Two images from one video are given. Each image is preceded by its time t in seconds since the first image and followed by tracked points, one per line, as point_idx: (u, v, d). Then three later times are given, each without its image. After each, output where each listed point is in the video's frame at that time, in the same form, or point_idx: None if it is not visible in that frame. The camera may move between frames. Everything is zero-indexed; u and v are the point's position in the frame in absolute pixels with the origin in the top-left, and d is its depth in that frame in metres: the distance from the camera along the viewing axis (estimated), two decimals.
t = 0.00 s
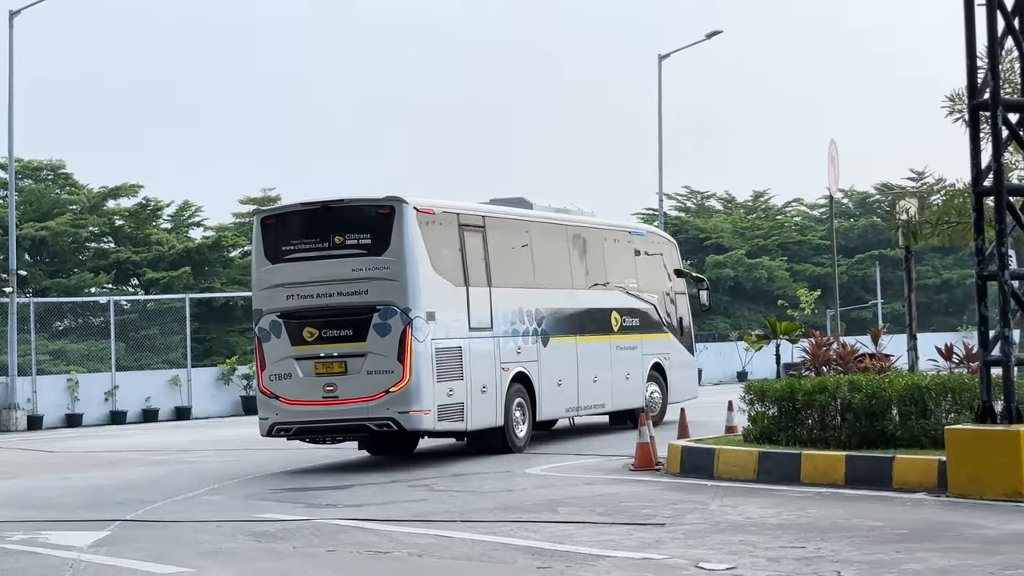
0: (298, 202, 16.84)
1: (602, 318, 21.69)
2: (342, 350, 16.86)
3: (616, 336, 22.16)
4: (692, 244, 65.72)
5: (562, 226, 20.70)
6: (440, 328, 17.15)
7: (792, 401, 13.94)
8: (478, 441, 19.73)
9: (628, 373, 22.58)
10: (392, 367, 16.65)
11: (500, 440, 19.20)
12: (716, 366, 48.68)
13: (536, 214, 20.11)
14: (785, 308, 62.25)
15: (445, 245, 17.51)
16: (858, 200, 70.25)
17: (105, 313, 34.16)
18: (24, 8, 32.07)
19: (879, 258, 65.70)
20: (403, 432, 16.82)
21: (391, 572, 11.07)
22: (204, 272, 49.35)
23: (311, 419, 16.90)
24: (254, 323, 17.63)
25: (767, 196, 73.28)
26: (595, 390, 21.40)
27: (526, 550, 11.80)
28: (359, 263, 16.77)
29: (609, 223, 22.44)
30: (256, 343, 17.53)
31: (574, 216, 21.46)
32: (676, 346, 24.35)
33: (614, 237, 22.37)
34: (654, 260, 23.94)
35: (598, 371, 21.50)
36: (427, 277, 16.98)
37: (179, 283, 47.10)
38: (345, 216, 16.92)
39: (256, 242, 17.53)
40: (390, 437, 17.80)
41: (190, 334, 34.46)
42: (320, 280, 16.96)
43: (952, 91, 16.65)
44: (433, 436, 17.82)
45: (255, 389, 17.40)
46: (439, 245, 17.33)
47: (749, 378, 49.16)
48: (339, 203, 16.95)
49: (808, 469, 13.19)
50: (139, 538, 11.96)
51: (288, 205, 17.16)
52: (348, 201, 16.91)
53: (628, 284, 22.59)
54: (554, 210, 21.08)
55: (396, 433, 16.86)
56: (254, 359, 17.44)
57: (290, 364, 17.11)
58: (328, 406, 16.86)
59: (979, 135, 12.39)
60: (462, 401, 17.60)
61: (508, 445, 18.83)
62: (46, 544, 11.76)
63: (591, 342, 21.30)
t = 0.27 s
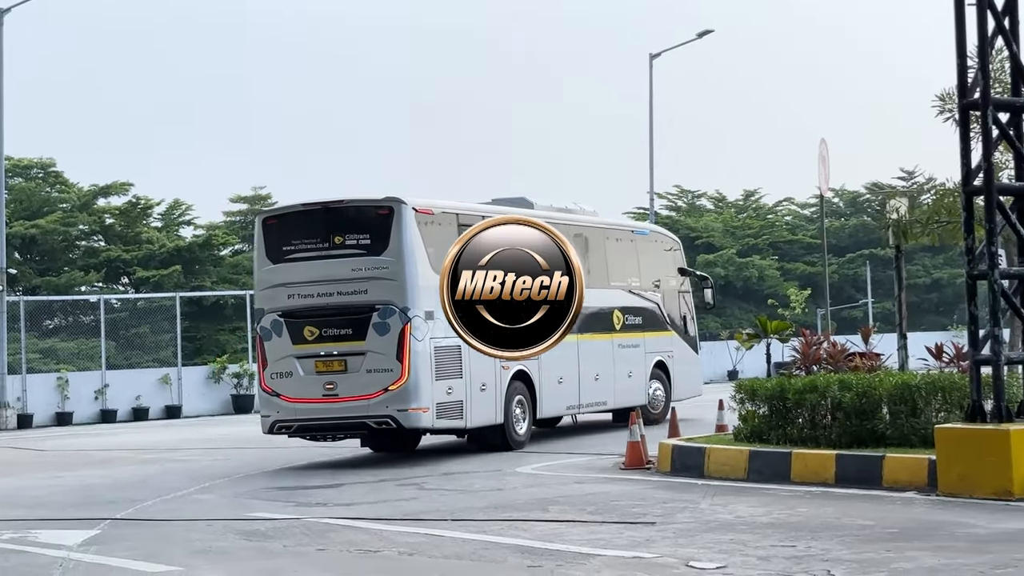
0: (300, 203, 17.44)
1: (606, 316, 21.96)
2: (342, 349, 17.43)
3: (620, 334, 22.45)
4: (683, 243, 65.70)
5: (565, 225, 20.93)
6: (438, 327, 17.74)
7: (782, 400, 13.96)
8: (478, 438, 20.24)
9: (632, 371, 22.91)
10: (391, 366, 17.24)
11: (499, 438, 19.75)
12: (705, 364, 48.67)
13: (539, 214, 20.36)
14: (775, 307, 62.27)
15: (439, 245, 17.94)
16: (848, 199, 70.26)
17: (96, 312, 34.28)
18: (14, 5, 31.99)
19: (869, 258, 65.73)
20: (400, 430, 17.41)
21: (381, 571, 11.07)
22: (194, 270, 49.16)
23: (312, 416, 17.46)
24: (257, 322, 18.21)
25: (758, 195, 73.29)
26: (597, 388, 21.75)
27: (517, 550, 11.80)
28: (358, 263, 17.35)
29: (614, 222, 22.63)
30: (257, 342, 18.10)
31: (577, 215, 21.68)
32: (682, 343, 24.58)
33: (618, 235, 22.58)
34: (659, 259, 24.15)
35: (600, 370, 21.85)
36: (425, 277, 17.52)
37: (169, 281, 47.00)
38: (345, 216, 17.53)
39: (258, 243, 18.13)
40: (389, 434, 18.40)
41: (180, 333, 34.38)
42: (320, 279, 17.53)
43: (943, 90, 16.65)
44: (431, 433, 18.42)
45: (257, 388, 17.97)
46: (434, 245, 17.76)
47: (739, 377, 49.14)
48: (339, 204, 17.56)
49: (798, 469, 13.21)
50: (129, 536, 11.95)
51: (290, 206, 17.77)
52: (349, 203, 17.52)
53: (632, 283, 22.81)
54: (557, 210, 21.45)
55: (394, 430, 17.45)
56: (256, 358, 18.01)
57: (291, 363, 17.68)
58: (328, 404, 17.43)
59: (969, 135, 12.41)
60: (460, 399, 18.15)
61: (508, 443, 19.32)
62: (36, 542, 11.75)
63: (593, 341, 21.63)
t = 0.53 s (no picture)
0: (302, 204, 18.13)
1: (607, 314, 22.55)
2: (341, 347, 18.09)
3: (622, 332, 23.02)
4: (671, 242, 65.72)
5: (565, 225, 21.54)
6: (437, 326, 18.44)
7: (769, 399, 13.96)
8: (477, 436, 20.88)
9: (634, 369, 23.49)
10: (390, 364, 17.91)
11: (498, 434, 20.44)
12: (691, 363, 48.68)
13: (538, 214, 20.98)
14: (762, 306, 62.32)
15: (438, 244, 18.69)
16: (836, 198, 70.32)
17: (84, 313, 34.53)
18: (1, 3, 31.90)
19: (856, 257, 65.79)
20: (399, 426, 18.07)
21: (369, 570, 11.06)
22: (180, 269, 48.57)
23: (312, 413, 18.12)
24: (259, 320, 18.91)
25: (745, 194, 73.32)
26: (597, 385, 22.37)
27: (504, 548, 11.80)
28: (357, 263, 18.02)
29: (616, 222, 23.18)
30: (259, 340, 18.78)
31: (578, 215, 22.30)
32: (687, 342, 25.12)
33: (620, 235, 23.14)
34: (663, 257, 24.70)
35: (601, 368, 22.46)
36: (423, 276, 18.21)
37: (156, 279, 46.61)
38: (345, 217, 18.21)
39: (261, 243, 18.84)
40: (390, 431, 19.05)
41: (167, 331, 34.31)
42: (321, 279, 18.20)
43: (929, 90, 16.73)
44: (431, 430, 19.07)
45: (259, 384, 18.64)
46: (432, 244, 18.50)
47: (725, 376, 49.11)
48: (339, 205, 18.25)
49: (785, 467, 13.23)
50: (115, 535, 11.94)
51: (292, 207, 18.47)
52: (348, 204, 18.21)
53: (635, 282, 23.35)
54: (556, 211, 22.01)
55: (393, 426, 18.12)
56: (258, 356, 18.68)
57: (292, 361, 18.35)
58: (328, 401, 18.10)
59: (955, 135, 12.43)
60: (459, 396, 18.85)
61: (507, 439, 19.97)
62: (22, 541, 11.72)
63: (594, 339, 22.24)
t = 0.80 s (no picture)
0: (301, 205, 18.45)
1: (609, 313, 22.93)
2: (340, 345, 18.47)
3: (623, 330, 23.39)
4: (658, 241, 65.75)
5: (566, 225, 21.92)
6: (434, 324, 18.82)
7: (755, 398, 13.97)
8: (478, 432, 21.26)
9: (636, 366, 23.85)
10: (387, 361, 18.27)
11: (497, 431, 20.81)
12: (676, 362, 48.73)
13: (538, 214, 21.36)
14: (749, 305, 62.38)
15: (436, 243, 19.03)
16: (822, 197, 70.40)
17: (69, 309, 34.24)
18: None
19: (843, 256, 65.87)
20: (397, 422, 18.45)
21: (354, 568, 11.05)
22: (166, 267, 47.67)
23: (312, 409, 18.53)
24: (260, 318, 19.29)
25: (732, 194, 73.38)
26: (598, 383, 22.75)
27: (490, 547, 11.80)
28: (356, 262, 18.34)
29: (618, 221, 23.59)
30: (261, 337, 19.19)
31: (580, 215, 22.67)
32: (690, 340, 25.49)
33: (621, 234, 23.51)
34: (667, 256, 25.07)
35: (602, 365, 22.84)
36: (421, 276, 18.55)
37: (142, 277, 46.46)
38: (344, 217, 18.52)
39: (262, 242, 19.18)
40: (390, 426, 19.47)
41: (153, 329, 34.26)
42: (320, 278, 18.54)
43: (915, 89, 16.81)
44: (431, 425, 19.48)
45: (261, 381, 19.06)
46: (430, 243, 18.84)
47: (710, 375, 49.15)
48: (338, 205, 18.56)
49: (771, 466, 13.25)
50: (101, 533, 11.92)
51: (291, 207, 18.80)
52: (347, 203, 18.52)
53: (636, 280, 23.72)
54: (557, 210, 22.35)
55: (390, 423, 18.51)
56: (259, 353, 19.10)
57: (293, 358, 18.75)
58: (327, 397, 18.50)
59: (941, 134, 12.46)
60: (457, 393, 19.22)
61: (506, 435, 20.36)
62: (7, 539, 11.70)
63: (595, 337, 22.63)
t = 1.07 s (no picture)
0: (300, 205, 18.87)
1: (609, 311, 23.24)
2: (339, 342, 18.87)
3: (625, 328, 23.69)
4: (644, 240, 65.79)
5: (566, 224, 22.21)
6: (431, 322, 19.21)
7: (740, 397, 13.97)
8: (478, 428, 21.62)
9: (638, 364, 24.14)
10: (385, 358, 18.66)
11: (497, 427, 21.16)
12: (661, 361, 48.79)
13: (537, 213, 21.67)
14: (735, 304, 62.45)
15: (433, 242, 19.42)
16: (808, 197, 70.50)
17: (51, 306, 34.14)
18: None
19: (829, 256, 65.97)
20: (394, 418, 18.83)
21: (340, 567, 11.04)
22: (151, 265, 47.20)
23: (311, 405, 18.92)
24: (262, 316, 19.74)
25: (718, 193, 73.42)
26: (599, 379, 23.05)
27: (475, 546, 11.78)
28: (354, 261, 18.76)
29: (619, 220, 23.82)
30: (262, 335, 19.62)
31: (581, 215, 22.95)
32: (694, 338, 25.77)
33: (624, 234, 23.78)
34: (669, 255, 25.27)
35: (603, 363, 23.14)
36: (418, 274, 18.96)
37: (126, 276, 46.33)
38: (343, 217, 18.93)
39: (263, 241, 19.63)
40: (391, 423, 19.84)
41: (137, 327, 34.20)
42: (319, 276, 18.96)
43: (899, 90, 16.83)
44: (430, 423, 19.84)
45: (262, 378, 19.47)
46: (426, 243, 19.24)
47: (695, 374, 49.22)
48: (336, 205, 18.98)
49: (756, 465, 13.24)
50: (85, 532, 11.89)
51: (291, 207, 19.23)
52: (345, 203, 18.92)
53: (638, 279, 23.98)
54: (558, 210, 22.67)
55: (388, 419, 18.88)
56: (260, 350, 19.52)
57: (293, 355, 19.17)
58: (326, 393, 18.90)
59: (927, 133, 12.46)
60: (455, 390, 19.59)
61: (504, 432, 20.71)
62: None
63: (595, 335, 22.93)
